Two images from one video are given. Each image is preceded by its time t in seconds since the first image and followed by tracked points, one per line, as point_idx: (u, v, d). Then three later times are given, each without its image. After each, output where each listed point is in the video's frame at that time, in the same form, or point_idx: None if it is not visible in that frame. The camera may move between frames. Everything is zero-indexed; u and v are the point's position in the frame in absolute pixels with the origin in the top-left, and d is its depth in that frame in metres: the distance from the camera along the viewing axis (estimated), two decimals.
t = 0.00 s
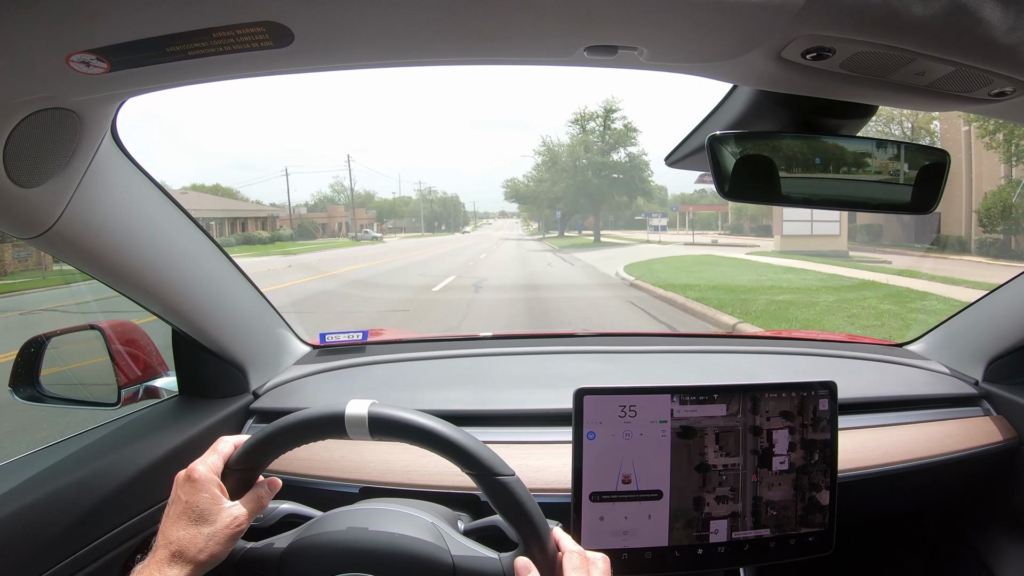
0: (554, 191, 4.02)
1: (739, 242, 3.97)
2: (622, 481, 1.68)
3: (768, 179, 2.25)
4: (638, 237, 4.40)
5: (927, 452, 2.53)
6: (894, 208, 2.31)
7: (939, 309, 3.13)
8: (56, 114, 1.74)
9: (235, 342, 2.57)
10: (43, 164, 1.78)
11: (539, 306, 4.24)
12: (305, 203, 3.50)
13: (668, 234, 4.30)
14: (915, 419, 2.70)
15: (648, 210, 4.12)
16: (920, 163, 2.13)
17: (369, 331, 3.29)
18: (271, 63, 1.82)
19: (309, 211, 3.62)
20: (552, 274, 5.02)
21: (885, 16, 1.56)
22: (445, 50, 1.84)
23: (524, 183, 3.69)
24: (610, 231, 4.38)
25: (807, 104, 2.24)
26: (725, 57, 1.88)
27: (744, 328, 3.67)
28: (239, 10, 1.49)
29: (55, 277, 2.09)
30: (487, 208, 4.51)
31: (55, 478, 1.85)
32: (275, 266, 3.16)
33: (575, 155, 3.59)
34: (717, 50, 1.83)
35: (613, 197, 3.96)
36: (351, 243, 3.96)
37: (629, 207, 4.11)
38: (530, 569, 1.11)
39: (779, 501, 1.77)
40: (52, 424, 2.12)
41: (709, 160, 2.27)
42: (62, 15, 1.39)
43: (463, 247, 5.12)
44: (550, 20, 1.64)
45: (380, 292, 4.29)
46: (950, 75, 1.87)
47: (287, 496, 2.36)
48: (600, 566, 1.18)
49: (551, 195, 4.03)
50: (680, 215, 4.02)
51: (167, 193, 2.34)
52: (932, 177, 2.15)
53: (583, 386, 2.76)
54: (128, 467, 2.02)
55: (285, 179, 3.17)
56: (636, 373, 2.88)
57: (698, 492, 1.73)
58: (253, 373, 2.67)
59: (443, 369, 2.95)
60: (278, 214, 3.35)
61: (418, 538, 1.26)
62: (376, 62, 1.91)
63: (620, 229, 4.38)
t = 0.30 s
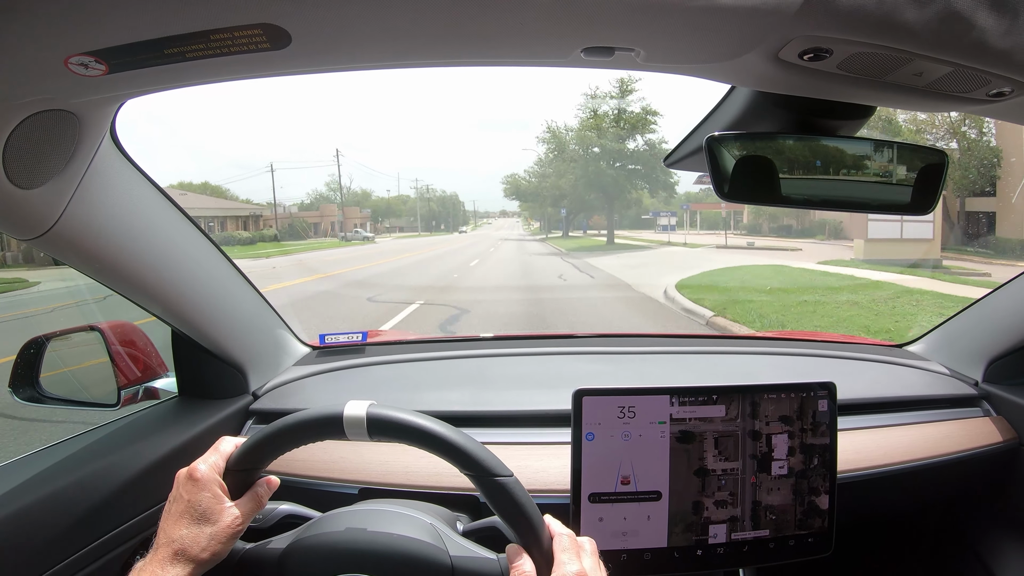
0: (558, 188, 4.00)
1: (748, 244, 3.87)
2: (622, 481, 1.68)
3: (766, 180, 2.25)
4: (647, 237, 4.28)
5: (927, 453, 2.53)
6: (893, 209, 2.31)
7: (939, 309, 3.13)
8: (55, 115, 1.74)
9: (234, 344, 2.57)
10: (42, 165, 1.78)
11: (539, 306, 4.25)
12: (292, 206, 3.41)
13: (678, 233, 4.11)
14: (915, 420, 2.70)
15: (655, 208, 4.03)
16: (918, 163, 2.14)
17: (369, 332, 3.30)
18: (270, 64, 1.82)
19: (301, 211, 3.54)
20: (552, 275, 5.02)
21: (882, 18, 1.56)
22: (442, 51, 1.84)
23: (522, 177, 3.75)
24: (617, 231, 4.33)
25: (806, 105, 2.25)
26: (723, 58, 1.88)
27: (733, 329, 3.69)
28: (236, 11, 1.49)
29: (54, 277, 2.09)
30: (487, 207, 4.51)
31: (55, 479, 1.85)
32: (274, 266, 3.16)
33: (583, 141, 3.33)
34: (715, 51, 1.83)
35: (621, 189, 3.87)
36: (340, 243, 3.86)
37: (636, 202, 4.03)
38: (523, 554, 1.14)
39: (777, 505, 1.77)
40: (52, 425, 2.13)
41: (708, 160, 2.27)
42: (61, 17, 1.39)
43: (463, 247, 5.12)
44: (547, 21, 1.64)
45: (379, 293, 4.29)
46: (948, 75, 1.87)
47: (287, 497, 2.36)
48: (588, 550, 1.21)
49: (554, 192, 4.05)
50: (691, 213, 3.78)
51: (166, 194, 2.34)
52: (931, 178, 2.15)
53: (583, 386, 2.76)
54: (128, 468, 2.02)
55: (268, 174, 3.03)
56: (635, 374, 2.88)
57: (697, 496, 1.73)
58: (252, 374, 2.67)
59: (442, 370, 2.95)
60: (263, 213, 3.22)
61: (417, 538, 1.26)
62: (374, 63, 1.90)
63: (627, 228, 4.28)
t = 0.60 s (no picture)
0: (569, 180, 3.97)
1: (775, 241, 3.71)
2: (623, 482, 1.68)
3: (767, 180, 2.25)
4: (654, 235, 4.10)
5: (927, 453, 2.53)
6: (894, 208, 2.31)
7: (940, 309, 3.13)
8: (55, 115, 1.74)
9: (235, 344, 2.57)
10: (41, 166, 1.77)
11: (539, 306, 4.26)
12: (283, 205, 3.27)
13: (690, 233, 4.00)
14: (916, 419, 2.70)
15: (664, 207, 3.85)
16: (917, 163, 2.14)
17: (370, 332, 3.30)
18: (273, 64, 1.82)
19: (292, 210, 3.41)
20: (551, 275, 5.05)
21: (883, 18, 1.56)
22: (444, 52, 1.84)
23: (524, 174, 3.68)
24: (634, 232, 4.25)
25: (807, 105, 2.24)
26: (725, 58, 1.88)
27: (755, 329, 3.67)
28: (238, 11, 1.49)
29: (54, 277, 2.09)
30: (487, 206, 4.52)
31: (56, 479, 1.85)
32: (274, 266, 3.16)
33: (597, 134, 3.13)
34: (717, 51, 1.83)
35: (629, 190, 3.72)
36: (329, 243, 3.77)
37: (649, 200, 3.83)
38: (527, 554, 1.13)
39: (778, 508, 1.77)
40: (53, 426, 2.13)
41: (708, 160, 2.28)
42: (63, 17, 1.39)
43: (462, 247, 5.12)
44: (549, 21, 1.64)
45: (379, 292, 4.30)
46: (949, 75, 1.87)
47: (287, 498, 2.36)
48: (586, 546, 1.21)
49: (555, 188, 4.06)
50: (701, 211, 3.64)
51: (166, 194, 2.34)
52: (930, 176, 2.15)
53: (583, 387, 2.76)
54: (130, 468, 2.03)
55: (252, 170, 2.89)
56: (636, 374, 2.88)
57: (698, 500, 1.73)
58: (252, 375, 2.67)
59: (443, 371, 2.95)
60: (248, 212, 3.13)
61: (417, 538, 1.26)
62: (376, 64, 1.91)
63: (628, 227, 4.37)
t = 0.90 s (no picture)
0: (578, 176, 3.98)
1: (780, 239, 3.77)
2: (623, 482, 1.68)
3: (767, 181, 2.26)
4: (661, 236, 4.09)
5: (928, 454, 2.53)
6: (895, 208, 2.31)
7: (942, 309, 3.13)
8: (55, 116, 1.74)
9: (235, 344, 2.57)
10: (42, 166, 1.77)
11: (540, 306, 4.26)
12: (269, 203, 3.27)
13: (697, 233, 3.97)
14: (916, 420, 2.70)
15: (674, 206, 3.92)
16: (917, 165, 2.11)
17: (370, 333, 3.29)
18: (274, 64, 1.82)
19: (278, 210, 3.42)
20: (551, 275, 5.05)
21: (884, 20, 1.56)
22: (444, 52, 1.84)
23: (525, 170, 3.67)
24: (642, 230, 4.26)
25: (808, 106, 2.24)
26: (725, 58, 1.88)
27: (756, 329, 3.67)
28: (238, 12, 1.49)
29: (54, 277, 2.09)
30: (488, 205, 4.51)
31: (55, 480, 1.85)
32: (273, 266, 3.16)
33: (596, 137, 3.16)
34: (718, 52, 1.83)
35: (625, 180, 3.75)
36: (316, 243, 3.71)
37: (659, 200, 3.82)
38: (530, 563, 1.15)
39: (778, 512, 1.77)
40: (53, 426, 2.13)
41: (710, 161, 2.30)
42: (64, 17, 1.39)
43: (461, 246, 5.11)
44: (550, 21, 1.63)
45: (379, 292, 4.30)
46: (950, 77, 1.87)
47: (288, 499, 2.36)
48: (585, 561, 1.22)
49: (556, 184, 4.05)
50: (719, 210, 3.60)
51: (166, 194, 2.34)
52: (930, 177, 2.13)
53: (583, 387, 2.75)
54: (130, 469, 2.02)
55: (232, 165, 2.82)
56: (636, 374, 2.88)
57: (699, 503, 1.73)
58: (252, 375, 2.67)
59: (444, 371, 2.94)
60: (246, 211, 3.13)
61: (417, 539, 1.26)
62: (376, 64, 1.91)
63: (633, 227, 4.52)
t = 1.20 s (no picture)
0: (586, 170, 3.89)
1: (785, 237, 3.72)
2: (623, 481, 1.68)
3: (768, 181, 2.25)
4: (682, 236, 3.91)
5: (928, 452, 2.53)
6: (895, 207, 2.31)
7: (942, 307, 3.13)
8: (56, 117, 1.74)
9: (235, 344, 2.57)
10: (43, 168, 1.78)
11: (540, 305, 4.26)
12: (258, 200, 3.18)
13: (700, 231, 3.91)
14: (916, 418, 2.70)
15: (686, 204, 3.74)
16: (916, 162, 2.13)
17: (370, 333, 3.30)
18: (273, 65, 1.83)
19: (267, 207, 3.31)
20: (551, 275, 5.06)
21: (882, 19, 1.56)
22: (443, 53, 1.84)
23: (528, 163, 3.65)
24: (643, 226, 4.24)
25: (807, 105, 2.24)
26: (724, 57, 1.88)
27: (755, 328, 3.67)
28: (237, 13, 1.49)
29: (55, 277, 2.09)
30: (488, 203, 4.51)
31: (57, 480, 1.85)
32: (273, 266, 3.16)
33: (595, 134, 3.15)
34: (717, 50, 1.83)
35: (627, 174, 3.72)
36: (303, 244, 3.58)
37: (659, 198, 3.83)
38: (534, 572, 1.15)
39: (778, 514, 1.77)
40: (54, 426, 2.13)
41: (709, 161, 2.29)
42: (65, 19, 1.40)
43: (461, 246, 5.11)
44: (548, 21, 1.64)
45: (380, 292, 4.30)
46: (948, 75, 1.87)
47: (288, 498, 2.36)
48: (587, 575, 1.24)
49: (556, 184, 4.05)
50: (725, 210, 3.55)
51: (166, 194, 2.34)
52: (930, 175, 2.14)
53: (584, 387, 2.76)
54: (131, 469, 2.03)
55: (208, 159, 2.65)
56: (637, 374, 2.88)
57: (699, 505, 1.73)
58: (253, 375, 2.67)
59: (444, 371, 2.95)
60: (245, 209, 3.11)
61: (419, 538, 1.26)
62: (375, 65, 1.91)
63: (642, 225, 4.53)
